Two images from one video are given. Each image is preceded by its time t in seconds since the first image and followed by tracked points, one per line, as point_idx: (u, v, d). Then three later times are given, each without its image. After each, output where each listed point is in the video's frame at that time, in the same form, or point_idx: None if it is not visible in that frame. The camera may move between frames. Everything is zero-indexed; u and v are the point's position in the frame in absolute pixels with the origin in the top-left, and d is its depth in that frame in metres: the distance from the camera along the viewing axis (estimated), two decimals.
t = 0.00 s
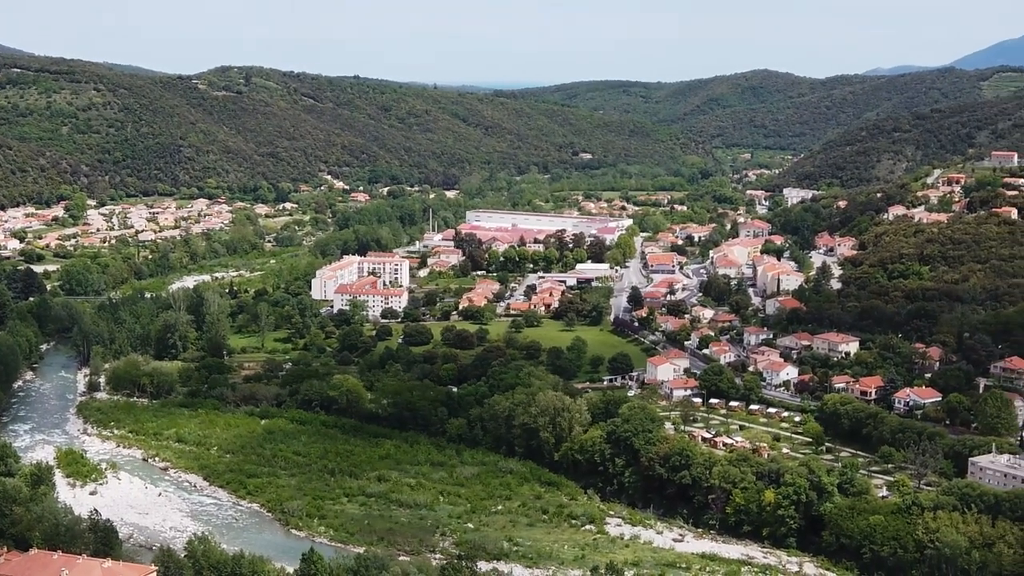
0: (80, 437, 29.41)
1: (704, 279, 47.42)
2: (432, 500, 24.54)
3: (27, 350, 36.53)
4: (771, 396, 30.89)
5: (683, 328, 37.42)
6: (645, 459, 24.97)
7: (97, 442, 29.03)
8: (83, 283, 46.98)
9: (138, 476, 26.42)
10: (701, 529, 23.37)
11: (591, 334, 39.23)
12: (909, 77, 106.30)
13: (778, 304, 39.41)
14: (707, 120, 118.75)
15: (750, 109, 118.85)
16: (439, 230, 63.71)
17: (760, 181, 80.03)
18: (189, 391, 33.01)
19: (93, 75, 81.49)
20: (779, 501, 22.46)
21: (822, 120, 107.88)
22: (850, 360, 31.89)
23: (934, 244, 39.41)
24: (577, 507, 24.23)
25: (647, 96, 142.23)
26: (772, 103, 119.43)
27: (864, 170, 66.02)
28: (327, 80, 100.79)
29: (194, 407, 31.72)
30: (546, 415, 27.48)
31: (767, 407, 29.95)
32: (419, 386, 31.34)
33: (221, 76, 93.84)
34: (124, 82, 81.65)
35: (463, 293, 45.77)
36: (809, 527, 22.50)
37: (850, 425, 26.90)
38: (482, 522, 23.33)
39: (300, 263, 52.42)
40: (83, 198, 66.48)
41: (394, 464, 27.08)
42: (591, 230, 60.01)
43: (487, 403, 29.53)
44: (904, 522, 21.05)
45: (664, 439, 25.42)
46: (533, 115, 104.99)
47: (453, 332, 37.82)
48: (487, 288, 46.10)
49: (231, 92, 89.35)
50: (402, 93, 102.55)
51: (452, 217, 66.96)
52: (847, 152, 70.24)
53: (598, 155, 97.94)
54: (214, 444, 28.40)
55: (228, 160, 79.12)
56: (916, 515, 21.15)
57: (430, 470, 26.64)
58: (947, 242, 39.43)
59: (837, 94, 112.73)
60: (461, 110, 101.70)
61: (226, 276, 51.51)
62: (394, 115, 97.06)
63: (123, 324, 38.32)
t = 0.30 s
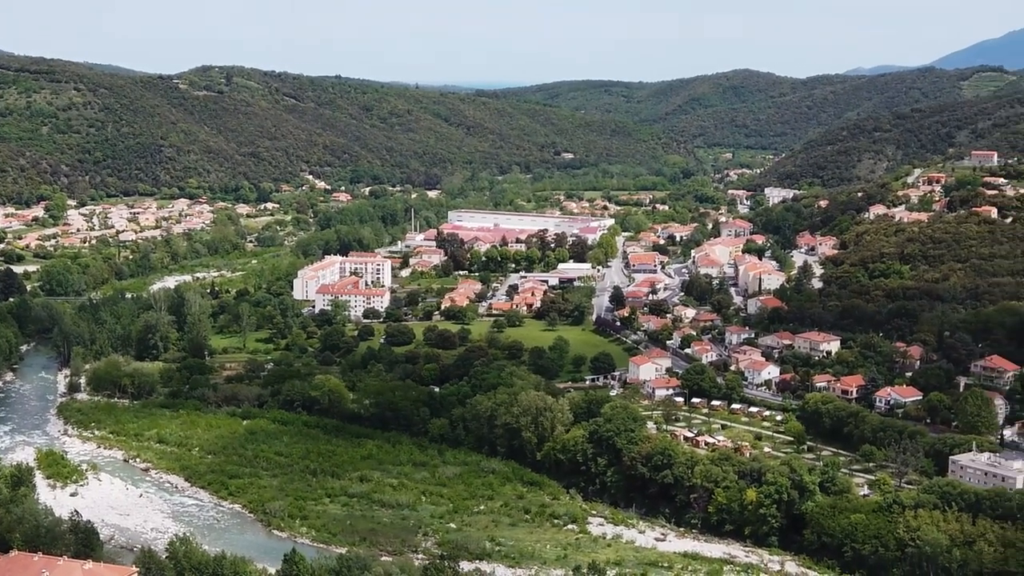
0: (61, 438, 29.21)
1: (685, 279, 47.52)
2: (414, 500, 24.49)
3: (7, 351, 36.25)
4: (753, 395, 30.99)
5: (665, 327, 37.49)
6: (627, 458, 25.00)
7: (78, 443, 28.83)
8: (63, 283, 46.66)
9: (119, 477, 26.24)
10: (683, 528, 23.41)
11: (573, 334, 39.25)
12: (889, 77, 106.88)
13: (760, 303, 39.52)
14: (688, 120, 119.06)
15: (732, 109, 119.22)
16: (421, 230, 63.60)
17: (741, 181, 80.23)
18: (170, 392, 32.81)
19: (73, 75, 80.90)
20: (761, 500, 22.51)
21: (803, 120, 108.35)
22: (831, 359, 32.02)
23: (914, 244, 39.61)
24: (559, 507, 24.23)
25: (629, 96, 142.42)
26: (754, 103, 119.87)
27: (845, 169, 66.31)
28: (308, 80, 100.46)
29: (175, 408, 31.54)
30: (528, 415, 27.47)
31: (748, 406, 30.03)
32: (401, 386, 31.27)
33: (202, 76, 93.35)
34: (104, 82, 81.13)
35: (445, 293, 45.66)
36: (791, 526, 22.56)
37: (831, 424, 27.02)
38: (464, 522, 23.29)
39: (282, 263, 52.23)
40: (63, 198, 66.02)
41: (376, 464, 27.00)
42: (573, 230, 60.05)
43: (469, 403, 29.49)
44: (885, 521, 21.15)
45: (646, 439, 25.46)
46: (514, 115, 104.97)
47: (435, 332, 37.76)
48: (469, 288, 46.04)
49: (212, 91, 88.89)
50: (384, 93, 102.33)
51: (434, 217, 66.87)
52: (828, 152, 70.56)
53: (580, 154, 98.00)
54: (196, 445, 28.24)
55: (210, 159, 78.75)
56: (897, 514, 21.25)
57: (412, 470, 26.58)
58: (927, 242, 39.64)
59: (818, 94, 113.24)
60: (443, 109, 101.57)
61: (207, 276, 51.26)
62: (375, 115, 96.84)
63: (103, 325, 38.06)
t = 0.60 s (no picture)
0: (38, 440, 28.95)
1: (664, 279, 47.63)
2: (394, 501, 24.42)
3: None
4: (732, 394, 31.10)
5: (644, 327, 37.56)
6: (607, 458, 25.02)
7: (55, 444, 28.59)
8: (40, 284, 46.33)
9: (97, 478, 26.04)
10: (663, 527, 23.46)
11: (552, 334, 39.27)
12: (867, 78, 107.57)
13: (738, 303, 39.65)
14: (667, 119, 119.38)
15: (711, 109, 119.63)
16: (400, 230, 63.48)
17: (720, 181, 80.53)
18: (148, 393, 32.59)
19: (50, 75, 80.29)
20: (740, 499, 22.58)
21: (782, 120, 108.91)
22: (810, 358, 32.17)
23: (892, 243, 39.86)
24: (539, 507, 24.23)
25: (608, 96, 142.67)
26: (732, 103, 120.38)
27: (823, 169, 66.64)
28: (287, 80, 100.07)
29: (153, 409, 31.34)
30: (508, 415, 27.46)
31: (728, 406, 30.13)
32: (381, 386, 31.18)
33: (180, 76, 92.83)
34: (81, 82, 80.57)
35: (424, 294, 45.57)
36: (770, 525, 22.63)
37: (810, 423, 27.14)
38: (444, 522, 23.25)
39: (261, 264, 52.02)
40: (40, 199, 65.52)
41: (356, 464, 26.91)
42: (552, 230, 60.09)
43: (449, 403, 29.43)
44: (863, 519, 21.26)
45: (626, 438, 25.48)
46: (494, 115, 104.94)
47: (415, 332, 37.68)
48: (448, 288, 45.97)
49: (190, 91, 88.39)
50: (363, 93, 102.08)
51: (413, 217, 66.76)
52: (805, 152, 70.92)
53: (559, 154, 98.08)
54: (175, 446, 28.07)
55: (188, 160, 78.32)
56: (876, 512, 21.37)
57: (392, 471, 26.50)
58: (905, 242, 39.89)
59: (796, 94, 113.83)
60: (422, 109, 101.40)
61: (186, 277, 50.98)
62: (354, 115, 96.56)
63: (81, 326, 37.78)
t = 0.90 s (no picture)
0: (14, 442, 28.69)
1: (643, 278, 47.72)
2: (372, 501, 24.33)
3: None
4: (710, 394, 31.20)
5: (622, 326, 37.61)
6: (586, 458, 25.03)
7: (31, 446, 28.33)
8: (16, 285, 45.93)
9: (74, 480, 25.82)
10: (641, 527, 23.49)
11: (531, 334, 39.30)
12: (843, 78, 108.20)
13: (716, 303, 39.78)
14: (645, 119, 119.66)
15: (689, 109, 120.02)
16: (378, 230, 63.30)
17: (697, 181, 80.76)
18: (125, 395, 32.34)
19: (26, 75, 79.70)
20: (718, 498, 22.65)
21: (759, 120, 109.38)
22: (787, 358, 32.30)
23: (869, 243, 40.09)
24: (518, 507, 24.21)
25: (586, 96, 142.85)
26: (710, 103, 120.84)
27: (800, 169, 66.92)
28: (265, 80, 99.57)
29: (130, 410, 31.10)
30: (486, 415, 27.43)
31: (706, 405, 30.21)
32: (360, 387, 31.06)
33: (156, 76, 92.22)
34: (57, 82, 80.02)
35: (402, 294, 45.44)
36: (748, 524, 22.69)
37: (788, 422, 27.26)
38: (423, 523, 23.19)
39: (238, 264, 51.72)
40: (16, 199, 64.96)
41: (335, 465, 26.80)
42: (531, 229, 60.07)
43: (427, 404, 29.36)
44: (841, 518, 21.36)
45: (605, 438, 25.51)
46: (471, 115, 104.82)
47: (393, 332, 37.60)
48: (426, 288, 45.87)
49: (167, 92, 87.75)
50: (340, 92, 101.71)
51: (391, 217, 66.58)
52: (782, 152, 71.25)
53: (537, 154, 98.11)
54: (152, 448, 27.87)
55: (165, 160, 77.78)
56: (853, 511, 21.47)
57: (371, 471, 26.41)
58: (881, 241, 40.14)
59: (773, 95, 114.39)
60: (400, 109, 101.16)
61: (162, 277, 50.62)
62: (332, 115, 96.17)
63: (56, 327, 37.44)
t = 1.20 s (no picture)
0: None
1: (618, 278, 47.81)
2: (348, 502, 24.23)
3: None
4: (686, 393, 31.29)
5: (598, 326, 37.66)
6: (562, 458, 25.04)
7: (4, 449, 28.03)
8: None
9: (48, 482, 25.57)
10: (617, 526, 23.53)
11: (506, 334, 39.29)
12: (817, 79, 108.86)
13: (691, 302, 39.89)
14: (620, 119, 119.91)
15: (664, 109, 120.37)
16: (353, 230, 63.10)
17: (672, 181, 81.01)
18: (99, 396, 32.07)
19: None
20: (694, 498, 22.72)
21: (733, 120, 109.88)
22: (762, 357, 32.45)
23: (843, 242, 40.33)
24: (494, 507, 24.18)
25: (561, 96, 143.02)
26: (685, 103, 121.29)
27: (774, 169, 67.24)
28: (239, 80, 99.07)
29: (104, 412, 30.84)
30: (462, 415, 27.39)
31: (682, 405, 30.30)
32: (335, 387, 30.92)
33: (130, 76, 91.60)
34: (29, 82, 79.49)
35: (378, 294, 45.30)
36: (724, 522, 22.75)
37: (763, 422, 27.40)
38: (399, 523, 23.12)
39: (212, 265, 51.39)
40: None
41: (310, 466, 26.68)
42: (506, 229, 60.05)
43: (403, 404, 29.27)
44: (816, 516, 21.47)
45: (580, 438, 25.54)
46: (446, 115, 104.69)
47: (368, 332, 37.50)
48: (402, 289, 45.76)
49: (141, 92, 87.11)
50: (315, 93, 101.29)
51: (366, 217, 66.38)
52: (757, 152, 71.60)
53: (512, 155, 98.13)
54: (126, 450, 27.64)
55: (139, 161, 77.30)
56: (827, 510, 21.60)
57: (346, 472, 26.29)
58: (855, 241, 40.39)
59: (748, 95, 114.95)
60: (375, 109, 100.90)
61: (136, 278, 50.26)
62: (307, 116, 95.72)
63: (29, 329, 37.11)
